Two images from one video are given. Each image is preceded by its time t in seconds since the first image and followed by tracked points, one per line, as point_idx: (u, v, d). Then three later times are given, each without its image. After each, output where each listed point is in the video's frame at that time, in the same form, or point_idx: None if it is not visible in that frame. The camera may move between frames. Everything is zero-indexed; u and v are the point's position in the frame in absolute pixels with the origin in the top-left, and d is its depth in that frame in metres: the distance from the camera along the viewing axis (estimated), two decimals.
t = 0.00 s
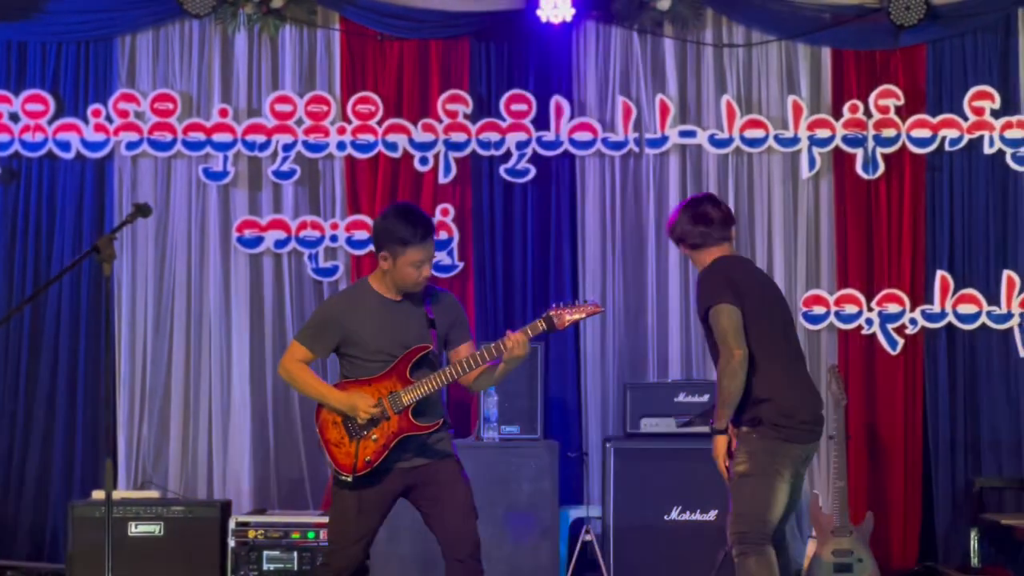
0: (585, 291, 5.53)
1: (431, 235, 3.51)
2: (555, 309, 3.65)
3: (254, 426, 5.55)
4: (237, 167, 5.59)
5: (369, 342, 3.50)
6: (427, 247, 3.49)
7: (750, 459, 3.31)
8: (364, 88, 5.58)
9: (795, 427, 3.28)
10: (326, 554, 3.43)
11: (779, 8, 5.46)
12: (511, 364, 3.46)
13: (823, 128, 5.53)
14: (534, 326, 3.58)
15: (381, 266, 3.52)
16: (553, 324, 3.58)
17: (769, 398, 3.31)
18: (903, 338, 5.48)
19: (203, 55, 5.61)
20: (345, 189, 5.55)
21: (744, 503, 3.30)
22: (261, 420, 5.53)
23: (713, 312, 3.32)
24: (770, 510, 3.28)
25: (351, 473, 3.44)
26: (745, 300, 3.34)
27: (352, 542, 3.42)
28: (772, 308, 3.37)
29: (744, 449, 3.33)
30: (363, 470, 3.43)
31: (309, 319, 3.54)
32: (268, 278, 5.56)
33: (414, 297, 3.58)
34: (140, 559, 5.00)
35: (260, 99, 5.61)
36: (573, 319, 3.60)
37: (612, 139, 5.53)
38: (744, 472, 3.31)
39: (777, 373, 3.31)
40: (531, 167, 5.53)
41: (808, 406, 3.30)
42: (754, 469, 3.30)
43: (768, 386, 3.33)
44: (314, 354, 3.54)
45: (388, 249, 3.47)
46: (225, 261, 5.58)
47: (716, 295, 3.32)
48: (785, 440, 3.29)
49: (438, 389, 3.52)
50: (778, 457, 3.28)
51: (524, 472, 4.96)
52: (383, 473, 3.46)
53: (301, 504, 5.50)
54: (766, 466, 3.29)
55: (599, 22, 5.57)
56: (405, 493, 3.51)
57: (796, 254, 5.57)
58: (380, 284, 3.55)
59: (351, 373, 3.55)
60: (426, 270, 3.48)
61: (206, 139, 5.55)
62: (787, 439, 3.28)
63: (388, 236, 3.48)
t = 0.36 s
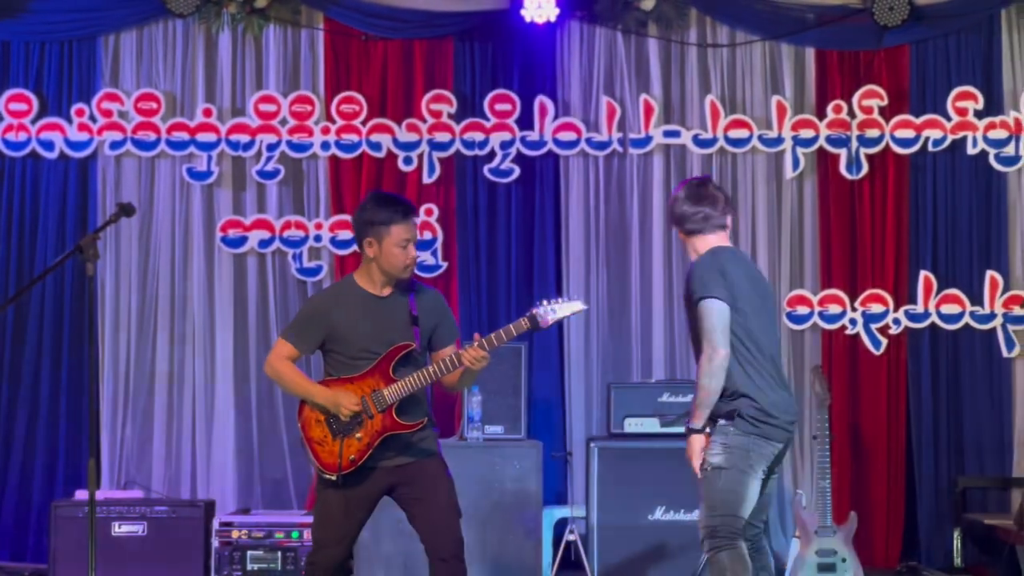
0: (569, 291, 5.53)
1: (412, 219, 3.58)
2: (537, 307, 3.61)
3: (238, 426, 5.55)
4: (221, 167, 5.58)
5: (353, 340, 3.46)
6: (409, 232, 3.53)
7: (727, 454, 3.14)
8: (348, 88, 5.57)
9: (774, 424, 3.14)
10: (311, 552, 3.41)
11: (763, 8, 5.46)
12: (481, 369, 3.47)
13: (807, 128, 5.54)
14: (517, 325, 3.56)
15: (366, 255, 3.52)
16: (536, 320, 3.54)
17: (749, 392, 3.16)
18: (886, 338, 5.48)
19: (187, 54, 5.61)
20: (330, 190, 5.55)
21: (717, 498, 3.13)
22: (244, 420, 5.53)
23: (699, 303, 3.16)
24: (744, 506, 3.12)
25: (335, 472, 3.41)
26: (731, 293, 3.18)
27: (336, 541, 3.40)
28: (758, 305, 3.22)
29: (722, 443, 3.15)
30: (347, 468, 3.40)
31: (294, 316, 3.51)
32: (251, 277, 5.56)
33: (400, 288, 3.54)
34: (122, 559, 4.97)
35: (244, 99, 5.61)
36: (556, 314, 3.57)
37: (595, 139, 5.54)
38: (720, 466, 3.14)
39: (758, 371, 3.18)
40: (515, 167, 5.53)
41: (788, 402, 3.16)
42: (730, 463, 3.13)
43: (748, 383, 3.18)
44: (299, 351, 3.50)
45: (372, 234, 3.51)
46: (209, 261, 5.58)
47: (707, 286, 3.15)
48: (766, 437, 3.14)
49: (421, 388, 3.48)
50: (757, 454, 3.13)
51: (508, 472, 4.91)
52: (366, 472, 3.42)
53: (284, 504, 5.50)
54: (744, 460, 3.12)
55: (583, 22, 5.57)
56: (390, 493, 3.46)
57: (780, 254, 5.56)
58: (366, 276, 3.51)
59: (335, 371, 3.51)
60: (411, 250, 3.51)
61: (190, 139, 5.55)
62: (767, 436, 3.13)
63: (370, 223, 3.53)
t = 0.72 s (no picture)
0: (557, 292, 5.54)
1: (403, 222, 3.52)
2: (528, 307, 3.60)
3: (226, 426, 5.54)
4: (209, 167, 5.58)
5: (344, 341, 3.43)
6: (400, 232, 3.47)
7: (708, 461, 3.24)
8: (336, 88, 5.56)
9: (755, 434, 3.24)
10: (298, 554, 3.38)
11: (751, 9, 5.48)
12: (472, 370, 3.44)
13: (796, 128, 5.54)
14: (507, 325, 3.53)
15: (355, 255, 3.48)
16: (527, 320, 3.54)
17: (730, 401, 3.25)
18: (875, 339, 5.48)
19: (175, 54, 5.60)
20: (318, 189, 5.54)
21: (699, 506, 3.23)
22: (233, 420, 5.54)
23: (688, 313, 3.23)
24: (725, 512, 3.23)
25: (327, 474, 3.38)
26: (718, 304, 3.25)
27: (323, 543, 3.38)
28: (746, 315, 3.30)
29: (702, 451, 3.25)
30: (339, 471, 3.38)
31: (283, 317, 3.47)
32: (239, 277, 5.55)
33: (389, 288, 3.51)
34: (110, 561, 4.94)
35: (232, 99, 5.60)
36: (547, 315, 3.56)
37: (584, 139, 5.53)
38: (700, 473, 3.24)
39: (739, 379, 3.26)
40: (504, 167, 5.54)
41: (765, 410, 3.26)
42: (711, 470, 3.24)
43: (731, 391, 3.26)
44: (288, 353, 3.45)
45: (363, 234, 3.45)
46: (197, 261, 5.57)
47: (696, 297, 3.22)
48: (744, 445, 3.24)
49: (410, 390, 3.46)
50: (736, 462, 3.24)
51: (496, 472, 4.90)
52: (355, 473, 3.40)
53: (272, 504, 5.50)
54: (725, 469, 3.23)
55: (572, 22, 5.58)
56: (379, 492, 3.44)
57: (768, 254, 5.57)
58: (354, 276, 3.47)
59: (326, 372, 3.48)
60: (401, 253, 3.45)
61: (179, 139, 5.54)
62: (746, 444, 3.24)
63: (361, 223, 3.46)
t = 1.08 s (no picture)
0: (548, 293, 5.52)
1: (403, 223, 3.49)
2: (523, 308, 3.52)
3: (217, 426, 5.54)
4: (200, 167, 5.58)
5: (338, 342, 3.38)
6: (401, 234, 3.46)
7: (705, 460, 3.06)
8: (327, 87, 5.56)
9: (754, 428, 3.07)
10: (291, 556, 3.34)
11: (741, 9, 5.49)
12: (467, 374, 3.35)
13: (787, 128, 5.54)
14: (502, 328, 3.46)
15: (355, 259, 3.43)
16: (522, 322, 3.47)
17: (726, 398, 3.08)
18: (866, 339, 5.48)
19: (166, 55, 5.61)
20: (309, 189, 5.54)
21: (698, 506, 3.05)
22: (224, 420, 5.53)
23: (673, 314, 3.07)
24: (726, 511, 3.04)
25: (320, 476, 3.33)
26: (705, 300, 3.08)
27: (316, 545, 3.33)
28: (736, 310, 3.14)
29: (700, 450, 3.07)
30: (332, 473, 3.32)
31: (277, 318, 3.43)
32: (231, 278, 5.55)
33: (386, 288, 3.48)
34: (100, 560, 4.91)
35: (223, 99, 5.60)
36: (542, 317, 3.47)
37: (575, 139, 5.54)
38: (700, 472, 3.06)
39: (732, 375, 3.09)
40: (495, 167, 5.54)
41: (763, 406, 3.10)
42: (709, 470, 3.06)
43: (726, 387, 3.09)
44: (282, 354, 3.41)
45: (367, 239, 3.40)
46: (188, 261, 5.57)
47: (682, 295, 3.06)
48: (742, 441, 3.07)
49: (405, 392, 3.40)
50: (737, 459, 3.06)
51: (487, 473, 4.86)
52: (348, 476, 3.35)
53: (263, 504, 5.49)
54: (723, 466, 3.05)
55: (563, 23, 5.58)
56: (372, 493, 3.40)
57: (760, 254, 5.56)
58: (353, 279, 3.43)
59: (319, 374, 3.43)
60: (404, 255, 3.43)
61: (170, 140, 5.55)
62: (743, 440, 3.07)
63: (363, 228, 3.42)
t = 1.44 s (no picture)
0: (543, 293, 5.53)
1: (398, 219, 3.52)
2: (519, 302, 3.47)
3: (212, 426, 5.53)
4: (196, 167, 5.58)
5: (336, 341, 3.37)
6: (398, 229, 3.48)
7: (700, 453, 2.99)
8: (322, 87, 5.56)
9: (745, 426, 3.04)
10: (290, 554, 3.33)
11: (736, 9, 5.49)
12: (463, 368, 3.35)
13: (782, 129, 5.54)
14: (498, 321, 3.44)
15: (352, 255, 3.44)
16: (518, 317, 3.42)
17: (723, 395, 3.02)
18: (861, 339, 5.48)
19: (161, 55, 5.61)
20: (305, 189, 5.54)
21: (688, 498, 2.98)
22: (219, 419, 5.53)
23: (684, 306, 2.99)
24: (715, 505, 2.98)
25: (320, 473, 3.30)
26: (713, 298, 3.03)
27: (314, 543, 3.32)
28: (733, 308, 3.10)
29: (695, 441, 3.00)
30: (332, 470, 3.30)
31: (275, 315, 3.41)
32: (226, 277, 5.55)
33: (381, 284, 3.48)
34: (95, 559, 4.91)
35: (218, 99, 5.61)
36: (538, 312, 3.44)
37: (571, 140, 5.54)
38: (693, 465, 2.99)
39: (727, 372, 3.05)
40: (490, 167, 5.54)
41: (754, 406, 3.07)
42: (703, 463, 2.99)
43: (721, 383, 3.04)
44: (280, 352, 3.39)
45: (364, 233, 3.42)
46: (184, 261, 5.57)
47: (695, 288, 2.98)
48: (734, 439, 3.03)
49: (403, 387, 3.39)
50: (728, 456, 3.02)
51: (482, 472, 4.86)
52: (346, 473, 3.34)
53: (258, 504, 5.49)
54: (716, 461, 2.99)
55: (558, 23, 5.58)
56: (370, 492, 3.38)
57: (755, 254, 5.56)
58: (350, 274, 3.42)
59: (317, 372, 3.42)
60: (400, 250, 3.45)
61: (166, 140, 5.55)
62: (736, 437, 3.03)
63: (359, 222, 3.43)
